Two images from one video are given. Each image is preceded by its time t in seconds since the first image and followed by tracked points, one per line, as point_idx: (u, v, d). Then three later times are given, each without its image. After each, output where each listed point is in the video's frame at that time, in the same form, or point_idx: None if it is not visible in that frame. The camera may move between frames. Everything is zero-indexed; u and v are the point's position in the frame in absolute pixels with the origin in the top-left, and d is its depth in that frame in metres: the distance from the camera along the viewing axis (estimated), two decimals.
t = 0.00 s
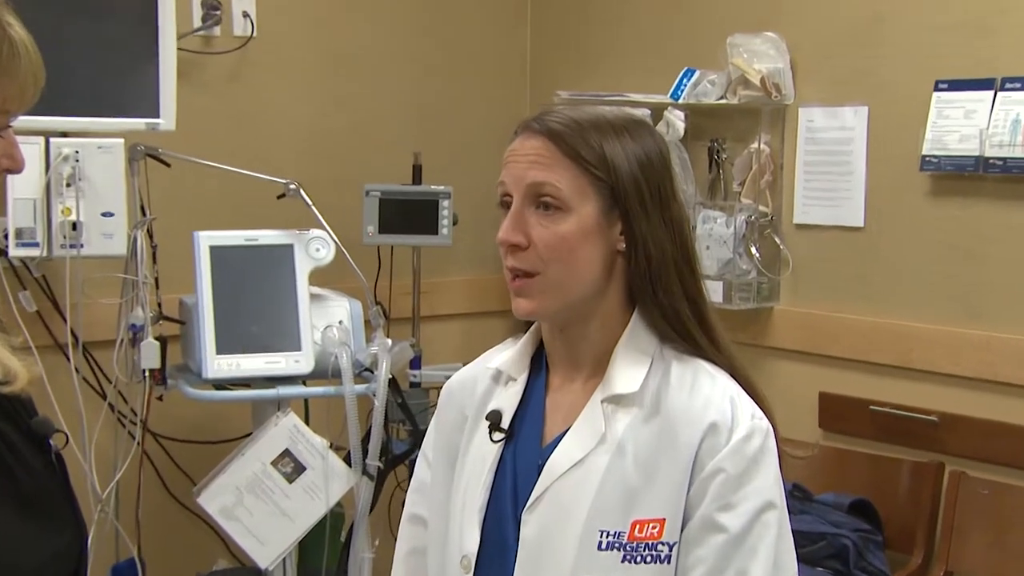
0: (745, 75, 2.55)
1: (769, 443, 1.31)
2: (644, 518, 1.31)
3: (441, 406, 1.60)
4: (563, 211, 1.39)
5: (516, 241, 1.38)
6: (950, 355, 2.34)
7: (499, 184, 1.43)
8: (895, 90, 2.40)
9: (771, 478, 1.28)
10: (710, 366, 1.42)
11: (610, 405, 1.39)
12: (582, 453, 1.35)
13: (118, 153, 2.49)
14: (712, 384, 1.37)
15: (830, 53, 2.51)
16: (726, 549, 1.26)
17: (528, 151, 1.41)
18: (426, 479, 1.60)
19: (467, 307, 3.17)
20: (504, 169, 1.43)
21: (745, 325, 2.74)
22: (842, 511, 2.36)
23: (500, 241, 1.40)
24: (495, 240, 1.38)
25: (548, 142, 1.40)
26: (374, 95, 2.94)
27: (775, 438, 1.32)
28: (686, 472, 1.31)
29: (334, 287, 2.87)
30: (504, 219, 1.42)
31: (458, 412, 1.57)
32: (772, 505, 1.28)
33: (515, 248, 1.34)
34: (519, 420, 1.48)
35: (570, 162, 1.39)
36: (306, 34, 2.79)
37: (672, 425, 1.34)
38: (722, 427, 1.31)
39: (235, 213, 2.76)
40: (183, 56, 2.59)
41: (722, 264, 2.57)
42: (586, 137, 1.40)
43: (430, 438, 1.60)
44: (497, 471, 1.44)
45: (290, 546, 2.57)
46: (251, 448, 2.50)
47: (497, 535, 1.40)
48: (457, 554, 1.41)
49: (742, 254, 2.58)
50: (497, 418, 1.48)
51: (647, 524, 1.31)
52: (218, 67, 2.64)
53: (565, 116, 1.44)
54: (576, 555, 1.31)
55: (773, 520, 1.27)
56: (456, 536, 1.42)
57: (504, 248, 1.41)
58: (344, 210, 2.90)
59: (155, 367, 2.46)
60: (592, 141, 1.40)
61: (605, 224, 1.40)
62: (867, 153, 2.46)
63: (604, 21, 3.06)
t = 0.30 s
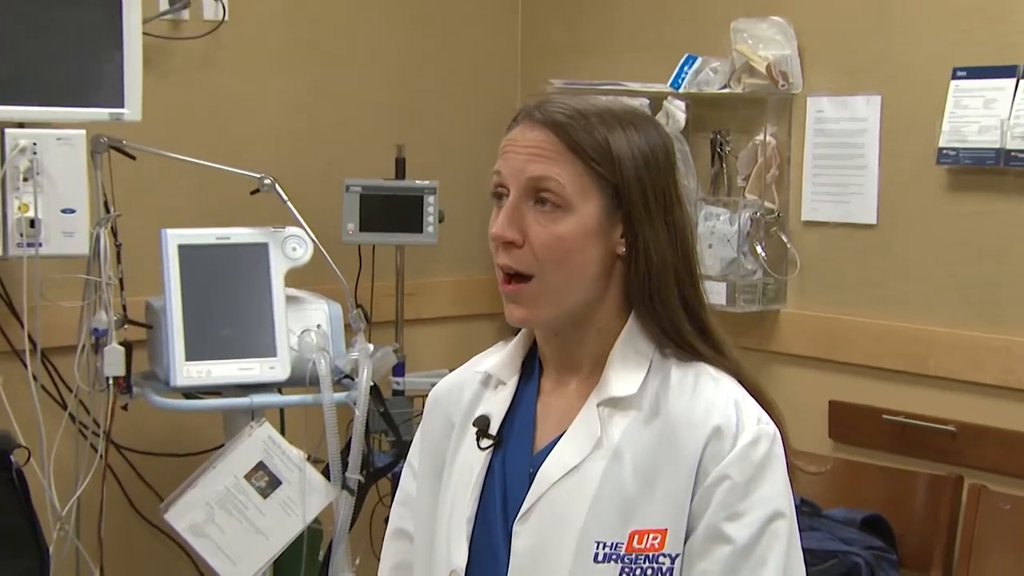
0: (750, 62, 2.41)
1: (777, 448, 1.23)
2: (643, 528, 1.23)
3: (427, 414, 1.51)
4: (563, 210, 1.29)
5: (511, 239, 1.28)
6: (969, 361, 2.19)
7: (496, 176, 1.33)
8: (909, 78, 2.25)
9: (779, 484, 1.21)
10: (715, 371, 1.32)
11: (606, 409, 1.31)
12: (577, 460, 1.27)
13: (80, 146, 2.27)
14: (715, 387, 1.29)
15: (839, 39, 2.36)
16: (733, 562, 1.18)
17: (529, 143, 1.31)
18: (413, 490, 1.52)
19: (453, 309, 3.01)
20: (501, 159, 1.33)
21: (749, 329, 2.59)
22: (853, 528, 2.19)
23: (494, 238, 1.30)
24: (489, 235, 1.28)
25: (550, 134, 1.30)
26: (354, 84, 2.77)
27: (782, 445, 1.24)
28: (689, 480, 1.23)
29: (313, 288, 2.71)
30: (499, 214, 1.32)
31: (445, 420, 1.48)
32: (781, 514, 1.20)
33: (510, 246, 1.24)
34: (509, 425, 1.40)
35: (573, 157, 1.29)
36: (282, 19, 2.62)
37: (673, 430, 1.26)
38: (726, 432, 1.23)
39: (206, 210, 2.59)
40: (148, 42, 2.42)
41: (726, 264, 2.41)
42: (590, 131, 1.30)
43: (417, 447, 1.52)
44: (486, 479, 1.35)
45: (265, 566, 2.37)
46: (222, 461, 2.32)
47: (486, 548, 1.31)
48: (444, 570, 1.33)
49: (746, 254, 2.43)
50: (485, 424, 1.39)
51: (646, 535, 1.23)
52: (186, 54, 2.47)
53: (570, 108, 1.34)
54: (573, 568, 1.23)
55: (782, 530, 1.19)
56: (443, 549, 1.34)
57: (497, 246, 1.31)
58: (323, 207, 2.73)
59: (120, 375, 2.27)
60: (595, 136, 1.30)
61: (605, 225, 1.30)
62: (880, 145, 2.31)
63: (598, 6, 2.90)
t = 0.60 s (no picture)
0: (754, 49, 2.26)
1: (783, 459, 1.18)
2: (642, 544, 1.17)
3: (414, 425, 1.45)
4: (560, 216, 1.21)
5: (504, 246, 1.20)
6: (986, 366, 2.06)
7: (490, 175, 1.25)
8: (922, 66, 2.12)
9: (786, 497, 1.15)
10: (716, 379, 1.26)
11: (604, 418, 1.25)
12: (573, 472, 1.21)
13: (41, 138, 1.99)
14: (718, 395, 1.23)
15: (846, 24, 2.23)
16: None
17: (526, 144, 1.23)
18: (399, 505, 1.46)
19: (440, 312, 2.86)
20: (497, 158, 1.25)
21: (753, 333, 2.45)
22: (864, 546, 2.03)
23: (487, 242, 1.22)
24: (481, 241, 1.21)
25: (550, 134, 1.21)
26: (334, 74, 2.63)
27: (789, 456, 1.18)
28: (692, 493, 1.17)
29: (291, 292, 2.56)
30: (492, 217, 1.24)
31: (432, 430, 1.43)
32: (789, 528, 1.14)
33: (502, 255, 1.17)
34: (500, 433, 1.34)
35: (573, 160, 1.21)
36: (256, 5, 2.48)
37: (674, 440, 1.20)
38: (730, 442, 1.18)
39: (177, 208, 2.44)
40: (111, 26, 2.27)
41: (729, 263, 2.27)
42: (592, 132, 1.21)
43: (402, 460, 1.46)
44: (475, 493, 1.29)
45: None
46: (193, 474, 2.11)
47: (476, 566, 1.25)
48: None
49: (751, 254, 2.29)
50: (475, 435, 1.33)
51: (645, 551, 1.17)
52: (152, 39, 2.33)
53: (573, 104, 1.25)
54: None
55: (790, 544, 1.14)
56: (432, 566, 1.28)
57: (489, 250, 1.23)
58: (302, 205, 2.59)
59: (83, 384, 2.09)
60: (597, 137, 1.22)
61: (604, 234, 1.22)
62: (892, 138, 2.17)
63: None
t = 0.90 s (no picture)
0: (757, 37, 2.14)
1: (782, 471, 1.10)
2: (633, 561, 1.09)
3: (393, 435, 1.35)
4: (549, 210, 1.13)
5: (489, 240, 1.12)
6: (1001, 373, 1.95)
7: (475, 167, 1.17)
8: (933, 55, 2.01)
9: (785, 511, 1.08)
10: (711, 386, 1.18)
11: (593, 427, 1.16)
12: (561, 485, 1.13)
13: None
14: (712, 403, 1.15)
15: (854, 12, 2.11)
16: None
17: (514, 133, 1.15)
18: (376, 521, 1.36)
19: (426, 316, 2.73)
20: (484, 148, 1.17)
21: (755, 338, 2.33)
22: (873, 562, 1.90)
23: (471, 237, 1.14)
24: (464, 234, 1.12)
25: (540, 123, 1.14)
26: (314, 66, 2.51)
27: (787, 466, 1.11)
28: (684, 505, 1.10)
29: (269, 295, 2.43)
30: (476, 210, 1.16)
31: (413, 440, 1.33)
32: (789, 544, 1.07)
33: (487, 249, 1.08)
34: (484, 444, 1.24)
35: (563, 150, 1.13)
36: None
37: (667, 451, 1.13)
38: (726, 453, 1.10)
39: (146, 205, 2.31)
40: (75, 12, 2.15)
41: (730, 264, 2.15)
42: (585, 123, 1.13)
43: (380, 473, 1.36)
44: (459, 510, 1.20)
45: None
46: (163, 488, 1.92)
47: None
48: None
49: (753, 254, 2.17)
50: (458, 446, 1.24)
51: (637, 570, 1.09)
52: (119, 27, 2.21)
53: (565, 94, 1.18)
54: None
55: (790, 561, 1.06)
56: None
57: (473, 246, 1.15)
58: (281, 203, 2.47)
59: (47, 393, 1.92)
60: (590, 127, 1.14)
61: (596, 230, 1.14)
62: (903, 130, 2.06)
63: None
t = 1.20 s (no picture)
0: (761, 28, 2.06)
1: (790, 482, 1.01)
2: None
3: (381, 442, 1.26)
4: (540, 202, 1.05)
5: (480, 242, 1.03)
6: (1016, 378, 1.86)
7: (455, 170, 1.09)
8: (943, 47, 1.92)
9: (792, 524, 0.99)
10: (714, 389, 1.09)
11: (590, 435, 1.07)
12: (556, 497, 1.04)
13: None
14: (715, 409, 1.06)
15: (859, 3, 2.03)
16: None
17: (493, 128, 1.07)
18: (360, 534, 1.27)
19: (415, 319, 2.64)
20: (462, 150, 1.09)
21: (759, 341, 2.24)
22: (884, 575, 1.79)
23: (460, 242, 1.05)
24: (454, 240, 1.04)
25: (520, 114, 1.06)
26: (299, 60, 2.42)
27: (794, 478, 1.02)
28: (685, 519, 1.01)
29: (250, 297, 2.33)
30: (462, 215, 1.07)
31: (400, 450, 1.23)
32: (797, 559, 0.98)
33: (480, 250, 1.00)
34: (476, 454, 1.14)
35: (548, 139, 1.05)
36: None
37: (667, 461, 1.04)
38: (729, 464, 1.01)
39: (121, 203, 2.21)
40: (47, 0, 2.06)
41: (734, 265, 2.06)
42: (567, 108, 1.06)
43: (365, 483, 1.27)
44: (448, 524, 1.11)
45: None
46: (139, 498, 1.79)
47: None
48: None
49: (756, 254, 2.07)
50: (449, 455, 1.14)
51: None
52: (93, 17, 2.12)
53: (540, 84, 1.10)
54: None
55: None
56: None
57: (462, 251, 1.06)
58: (263, 202, 2.38)
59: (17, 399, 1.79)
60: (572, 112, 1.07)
61: (591, 218, 1.06)
62: (913, 125, 1.97)
63: None
